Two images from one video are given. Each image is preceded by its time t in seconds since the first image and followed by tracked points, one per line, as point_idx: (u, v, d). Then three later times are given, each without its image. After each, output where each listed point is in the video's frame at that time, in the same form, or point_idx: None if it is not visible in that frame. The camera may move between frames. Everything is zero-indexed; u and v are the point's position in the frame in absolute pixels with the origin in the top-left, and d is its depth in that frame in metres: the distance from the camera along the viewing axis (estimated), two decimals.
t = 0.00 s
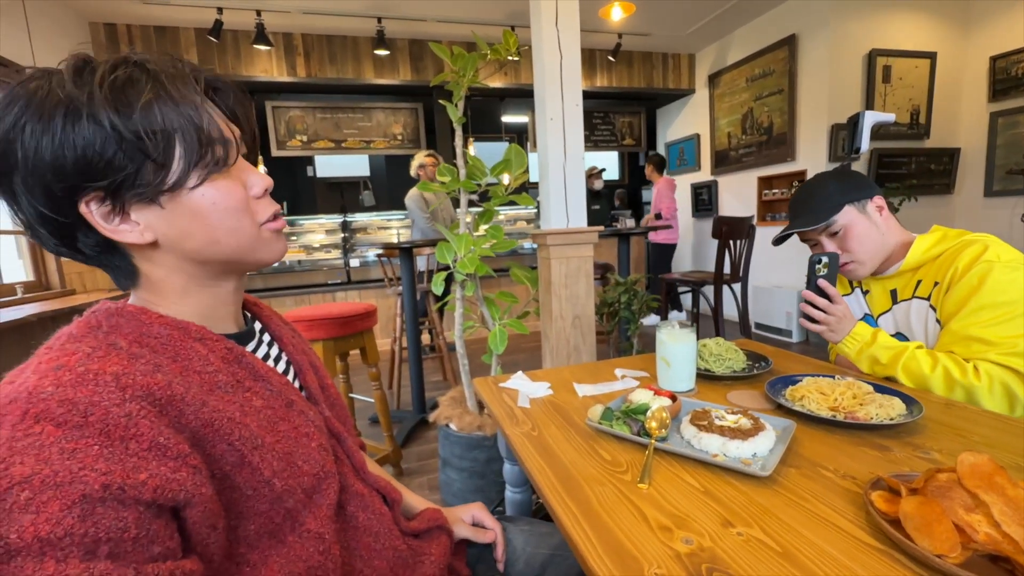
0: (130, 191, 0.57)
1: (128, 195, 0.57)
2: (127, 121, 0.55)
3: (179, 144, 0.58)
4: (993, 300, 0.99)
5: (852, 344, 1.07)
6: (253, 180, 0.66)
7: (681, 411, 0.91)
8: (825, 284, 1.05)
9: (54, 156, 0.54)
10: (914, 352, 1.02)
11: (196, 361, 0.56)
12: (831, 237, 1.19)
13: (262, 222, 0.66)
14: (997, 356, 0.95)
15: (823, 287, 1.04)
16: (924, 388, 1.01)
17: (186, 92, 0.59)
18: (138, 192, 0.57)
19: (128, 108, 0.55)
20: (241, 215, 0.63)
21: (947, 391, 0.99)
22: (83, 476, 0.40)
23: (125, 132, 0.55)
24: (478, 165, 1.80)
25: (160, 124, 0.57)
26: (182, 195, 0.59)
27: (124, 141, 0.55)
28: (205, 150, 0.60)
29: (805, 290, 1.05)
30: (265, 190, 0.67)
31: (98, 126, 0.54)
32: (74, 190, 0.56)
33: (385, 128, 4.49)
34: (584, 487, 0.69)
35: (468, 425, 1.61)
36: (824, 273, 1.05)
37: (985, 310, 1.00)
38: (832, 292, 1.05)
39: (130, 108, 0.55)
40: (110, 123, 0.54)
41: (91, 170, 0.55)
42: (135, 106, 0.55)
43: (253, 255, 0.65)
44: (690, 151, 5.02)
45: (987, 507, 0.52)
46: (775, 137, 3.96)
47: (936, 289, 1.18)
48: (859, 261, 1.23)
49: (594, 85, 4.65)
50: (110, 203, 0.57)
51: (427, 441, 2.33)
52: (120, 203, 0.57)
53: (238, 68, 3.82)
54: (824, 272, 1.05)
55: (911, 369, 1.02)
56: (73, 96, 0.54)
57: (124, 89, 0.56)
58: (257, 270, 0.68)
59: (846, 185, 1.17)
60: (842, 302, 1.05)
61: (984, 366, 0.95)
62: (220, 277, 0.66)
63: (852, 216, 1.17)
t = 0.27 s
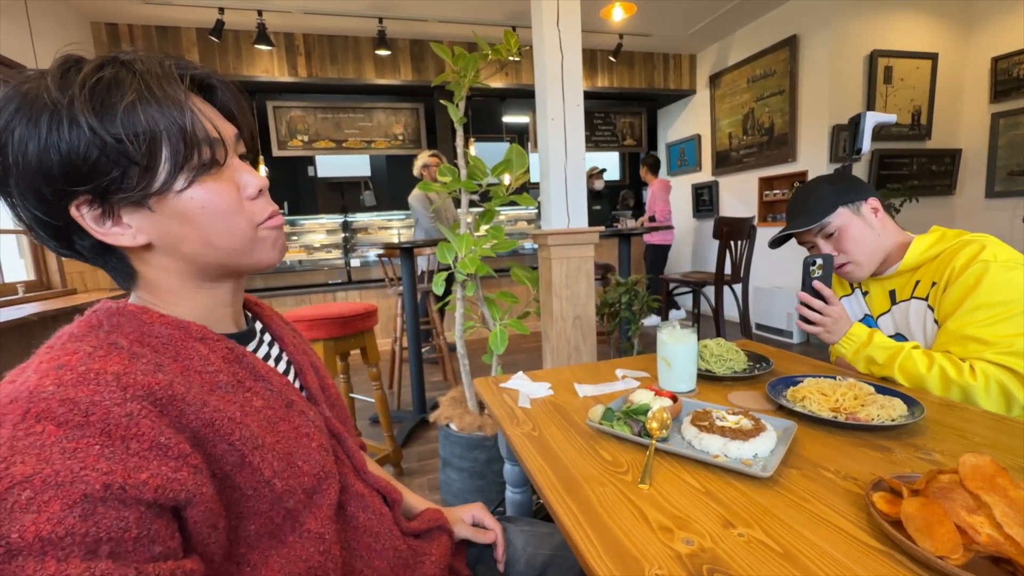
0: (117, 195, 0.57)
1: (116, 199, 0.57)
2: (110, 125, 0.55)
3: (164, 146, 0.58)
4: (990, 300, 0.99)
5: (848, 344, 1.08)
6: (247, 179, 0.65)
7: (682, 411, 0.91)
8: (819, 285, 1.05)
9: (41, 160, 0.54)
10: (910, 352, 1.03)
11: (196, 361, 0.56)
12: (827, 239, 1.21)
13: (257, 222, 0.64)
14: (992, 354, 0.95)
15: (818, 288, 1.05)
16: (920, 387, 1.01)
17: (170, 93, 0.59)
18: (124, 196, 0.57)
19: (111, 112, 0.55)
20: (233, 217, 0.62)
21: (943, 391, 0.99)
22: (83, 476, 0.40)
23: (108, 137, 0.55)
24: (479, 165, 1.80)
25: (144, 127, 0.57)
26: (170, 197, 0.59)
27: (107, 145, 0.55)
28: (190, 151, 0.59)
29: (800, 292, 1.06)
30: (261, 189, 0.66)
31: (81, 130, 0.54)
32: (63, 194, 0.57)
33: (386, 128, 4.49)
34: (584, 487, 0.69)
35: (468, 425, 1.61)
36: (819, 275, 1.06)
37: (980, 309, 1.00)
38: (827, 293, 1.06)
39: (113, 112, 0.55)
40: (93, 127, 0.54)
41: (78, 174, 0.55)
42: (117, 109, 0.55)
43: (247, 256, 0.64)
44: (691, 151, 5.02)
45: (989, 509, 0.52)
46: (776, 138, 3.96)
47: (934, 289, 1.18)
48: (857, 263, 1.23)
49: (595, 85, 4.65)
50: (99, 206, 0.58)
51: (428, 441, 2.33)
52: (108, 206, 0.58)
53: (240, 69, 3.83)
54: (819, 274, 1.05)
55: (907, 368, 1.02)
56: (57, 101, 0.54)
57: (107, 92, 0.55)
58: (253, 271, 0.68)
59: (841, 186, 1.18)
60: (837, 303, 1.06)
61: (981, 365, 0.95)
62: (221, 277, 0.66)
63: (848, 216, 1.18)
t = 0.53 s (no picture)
0: (114, 194, 0.57)
1: (113, 198, 0.57)
2: (107, 125, 0.55)
3: (161, 147, 0.57)
4: (983, 299, 0.99)
5: (844, 344, 1.08)
6: (245, 180, 0.65)
7: (680, 412, 0.91)
8: (814, 285, 1.05)
9: (38, 158, 0.54)
10: (904, 352, 1.03)
11: (192, 362, 0.56)
12: (821, 240, 1.21)
13: (251, 225, 0.64)
14: (986, 353, 0.95)
15: (812, 288, 1.05)
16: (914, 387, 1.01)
17: (169, 92, 0.58)
18: (121, 196, 0.57)
19: (109, 112, 0.55)
20: (228, 218, 0.62)
21: (937, 391, 0.99)
22: (78, 477, 0.39)
23: (105, 136, 0.55)
24: (476, 166, 1.80)
25: (142, 126, 0.56)
26: (167, 197, 0.59)
27: (104, 144, 0.55)
28: (188, 152, 0.59)
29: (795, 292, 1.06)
30: (258, 190, 0.66)
31: (78, 129, 0.54)
32: (60, 193, 0.56)
33: (384, 128, 4.49)
34: (582, 488, 0.69)
35: (466, 425, 1.61)
36: (814, 275, 1.06)
37: (974, 308, 1.00)
38: (821, 293, 1.06)
39: (111, 112, 0.55)
40: (90, 127, 0.54)
41: (75, 173, 0.55)
42: (115, 109, 0.55)
43: (242, 258, 0.64)
44: (689, 152, 5.02)
45: (986, 510, 0.52)
46: (774, 139, 3.96)
47: (929, 289, 1.18)
48: (851, 263, 1.23)
49: (593, 86, 4.65)
50: (95, 205, 0.57)
51: (426, 442, 2.33)
52: (105, 205, 0.57)
53: (237, 68, 3.82)
54: (813, 274, 1.06)
55: (902, 368, 1.02)
56: (54, 99, 0.53)
57: (104, 92, 0.55)
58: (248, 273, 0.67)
59: (832, 187, 1.20)
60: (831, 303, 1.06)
61: (974, 365, 0.95)
62: (218, 278, 0.66)
63: (841, 216, 1.18)
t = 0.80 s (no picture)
0: (120, 196, 0.57)
1: (119, 200, 0.57)
2: (118, 128, 0.55)
3: (169, 151, 0.57)
4: (979, 299, 1.00)
5: (842, 344, 1.08)
6: (251, 186, 0.65)
7: (677, 413, 0.91)
8: (813, 286, 1.06)
9: (47, 158, 0.54)
10: (903, 352, 1.03)
11: (191, 364, 0.56)
12: (817, 241, 1.22)
13: (256, 230, 0.64)
14: (984, 354, 0.96)
15: (811, 289, 1.06)
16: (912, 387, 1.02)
17: (181, 97, 0.59)
18: (128, 198, 0.57)
19: (120, 115, 0.55)
20: (235, 224, 0.62)
21: (936, 392, 0.99)
22: (76, 479, 0.39)
23: (115, 139, 0.55)
24: (474, 167, 1.80)
25: (151, 130, 0.56)
26: (173, 201, 0.59)
27: (114, 147, 0.55)
28: (197, 157, 0.59)
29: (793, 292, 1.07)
30: (264, 196, 0.66)
31: (88, 130, 0.54)
32: (67, 193, 0.56)
33: (383, 129, 4.49)
34: (579, 489, 0.69)
35: (464, 426, 1.61)
36: (813, 275, 1.07)
37: (971, 309, 1.01)
38: (820, 293, 1.07)
39: (122, 114, 0.55)
40: (101, 128, 0.54)
41: (83, 173, 0.55)
42: (126, 112, 0.55)
43: (246, 262, 0.64)
44: (686, 154, 5.03)
45: (980, 510, 0.53)
46: (770, 141, 3.98)
47: (925, 290, 1.18)
48: (847, 264, 1.23)
49: (591, 87, 4.66)
50: (101, 206, 0.57)
51: (423, 443, 2.33)
52: (111, 206, 0.57)
53: (235, 69, 3.82)
54: (812, 274, 1.06)
55: (900, 369, 1.02)
56: (66, 100, 0.53)
57: (116, 95, 0.55)
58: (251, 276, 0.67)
59: (827, 188, 1.21)
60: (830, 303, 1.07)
61: (972, 365, 0.96)
62: (219, 280, 0.66)
63: (837, 217, 1.19)
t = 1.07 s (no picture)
0: (143, 192, 0.56)
1: (141, 197, 0.56)
2: (150, 126, 0.55)
3: (198, 152, 0.58)
4: (978, 300, 1.00)
5: (843, 344, 1.08)
6: (267, 192, 0.65)
7: (674, 414, 0.91)
8: (814, 285, 1.07)
9: (72, 150, 0.53)
10: (903, 352, 1.03)
11: (186, 368, 0.56)
12: (815, 241, 1.22)
13: (271, 234, 0.65)
14: (983, 354, 0.97)
15: (812, 287, 1.07)
16: (912, 387, 1.02)
17: (213, 102, 0.59)
18: (152, 196, 0.56)
19: (154, 114, 0.55)
20: (252, 226, 0.62)
21: (936, 392, 1.00)
22: (65, 486, 0.39)
23: (147, 137, 0.55)
24: (472, 167, 1.80)
25: (183, 131, 0.57)
26: (196, 202, 0.59)
27: (145, 145, 0.55)
28: (225, 160, 0.59)
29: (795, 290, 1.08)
30: (278, 202, 0.67)
31: (120, 126, 0.54)
32: (86, 188, 0.55)
33: (379, 129, 4.48)
34: (576, 490, 0.69)
35: (461, 428, 1.61)
36: (814, 274, 1.08)
37: (971, 309, 1.01)
38: (820, 292, 1.07)
39: (156, 113, 0.55)
40: (134, 126, 0.54)
41: (107, 168, 0.54)
42: (161, 111, 0.55)
43: (258, 265, 0.64)
44: (683, 155, 5.04)
45: (976, 510, 0.53)
46: (767, 142, 3.99)
47: (924, 290, 1.18)
48: (844, 264, 1.24)
49: (588, 88, 4.67)
50: (121, 202, 0.56)
51: (420, 444, 2.32)
52: (132, 203, 0.57)
53: (231, 69, 3.81)
54: (813, 272, 1.07)
55: (901, 368, 1.02)
56: (100, 95, 0.53)
57: (151, 94, 0.56)
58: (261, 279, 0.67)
59: (823, 189, 1.22)
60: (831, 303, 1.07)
61: (973, 365, 0.96)
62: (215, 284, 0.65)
63: (833, 217, 1.20)
